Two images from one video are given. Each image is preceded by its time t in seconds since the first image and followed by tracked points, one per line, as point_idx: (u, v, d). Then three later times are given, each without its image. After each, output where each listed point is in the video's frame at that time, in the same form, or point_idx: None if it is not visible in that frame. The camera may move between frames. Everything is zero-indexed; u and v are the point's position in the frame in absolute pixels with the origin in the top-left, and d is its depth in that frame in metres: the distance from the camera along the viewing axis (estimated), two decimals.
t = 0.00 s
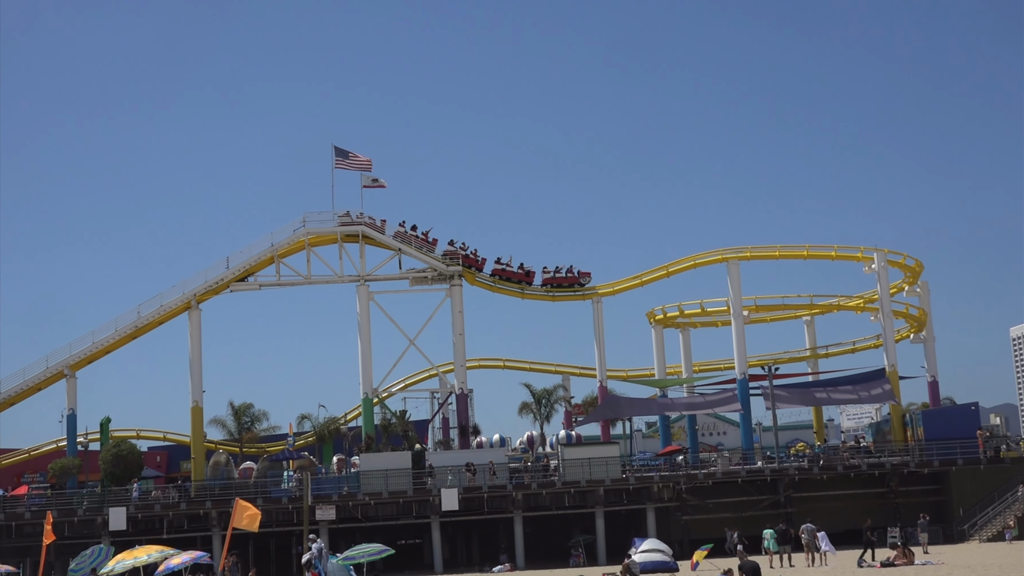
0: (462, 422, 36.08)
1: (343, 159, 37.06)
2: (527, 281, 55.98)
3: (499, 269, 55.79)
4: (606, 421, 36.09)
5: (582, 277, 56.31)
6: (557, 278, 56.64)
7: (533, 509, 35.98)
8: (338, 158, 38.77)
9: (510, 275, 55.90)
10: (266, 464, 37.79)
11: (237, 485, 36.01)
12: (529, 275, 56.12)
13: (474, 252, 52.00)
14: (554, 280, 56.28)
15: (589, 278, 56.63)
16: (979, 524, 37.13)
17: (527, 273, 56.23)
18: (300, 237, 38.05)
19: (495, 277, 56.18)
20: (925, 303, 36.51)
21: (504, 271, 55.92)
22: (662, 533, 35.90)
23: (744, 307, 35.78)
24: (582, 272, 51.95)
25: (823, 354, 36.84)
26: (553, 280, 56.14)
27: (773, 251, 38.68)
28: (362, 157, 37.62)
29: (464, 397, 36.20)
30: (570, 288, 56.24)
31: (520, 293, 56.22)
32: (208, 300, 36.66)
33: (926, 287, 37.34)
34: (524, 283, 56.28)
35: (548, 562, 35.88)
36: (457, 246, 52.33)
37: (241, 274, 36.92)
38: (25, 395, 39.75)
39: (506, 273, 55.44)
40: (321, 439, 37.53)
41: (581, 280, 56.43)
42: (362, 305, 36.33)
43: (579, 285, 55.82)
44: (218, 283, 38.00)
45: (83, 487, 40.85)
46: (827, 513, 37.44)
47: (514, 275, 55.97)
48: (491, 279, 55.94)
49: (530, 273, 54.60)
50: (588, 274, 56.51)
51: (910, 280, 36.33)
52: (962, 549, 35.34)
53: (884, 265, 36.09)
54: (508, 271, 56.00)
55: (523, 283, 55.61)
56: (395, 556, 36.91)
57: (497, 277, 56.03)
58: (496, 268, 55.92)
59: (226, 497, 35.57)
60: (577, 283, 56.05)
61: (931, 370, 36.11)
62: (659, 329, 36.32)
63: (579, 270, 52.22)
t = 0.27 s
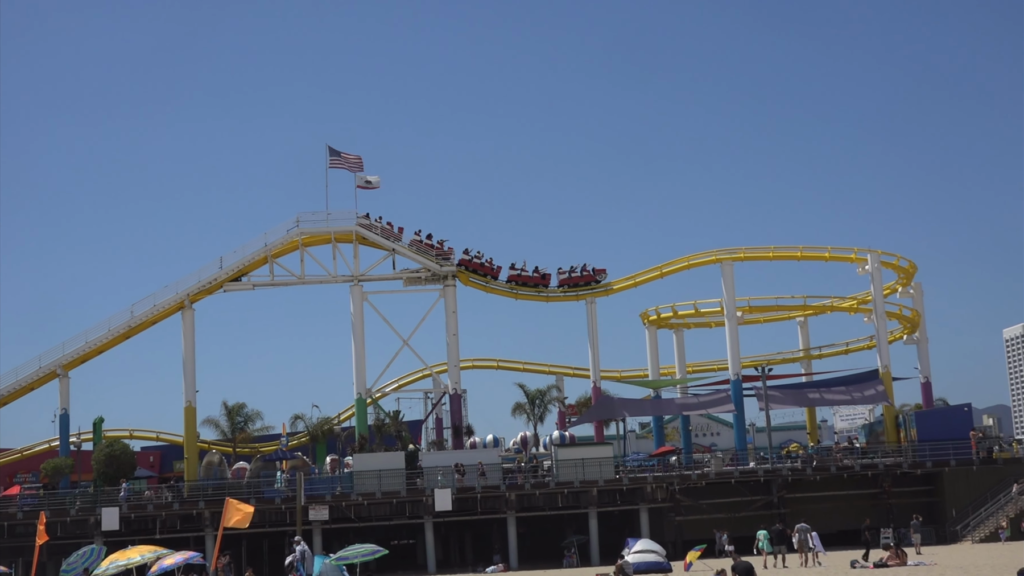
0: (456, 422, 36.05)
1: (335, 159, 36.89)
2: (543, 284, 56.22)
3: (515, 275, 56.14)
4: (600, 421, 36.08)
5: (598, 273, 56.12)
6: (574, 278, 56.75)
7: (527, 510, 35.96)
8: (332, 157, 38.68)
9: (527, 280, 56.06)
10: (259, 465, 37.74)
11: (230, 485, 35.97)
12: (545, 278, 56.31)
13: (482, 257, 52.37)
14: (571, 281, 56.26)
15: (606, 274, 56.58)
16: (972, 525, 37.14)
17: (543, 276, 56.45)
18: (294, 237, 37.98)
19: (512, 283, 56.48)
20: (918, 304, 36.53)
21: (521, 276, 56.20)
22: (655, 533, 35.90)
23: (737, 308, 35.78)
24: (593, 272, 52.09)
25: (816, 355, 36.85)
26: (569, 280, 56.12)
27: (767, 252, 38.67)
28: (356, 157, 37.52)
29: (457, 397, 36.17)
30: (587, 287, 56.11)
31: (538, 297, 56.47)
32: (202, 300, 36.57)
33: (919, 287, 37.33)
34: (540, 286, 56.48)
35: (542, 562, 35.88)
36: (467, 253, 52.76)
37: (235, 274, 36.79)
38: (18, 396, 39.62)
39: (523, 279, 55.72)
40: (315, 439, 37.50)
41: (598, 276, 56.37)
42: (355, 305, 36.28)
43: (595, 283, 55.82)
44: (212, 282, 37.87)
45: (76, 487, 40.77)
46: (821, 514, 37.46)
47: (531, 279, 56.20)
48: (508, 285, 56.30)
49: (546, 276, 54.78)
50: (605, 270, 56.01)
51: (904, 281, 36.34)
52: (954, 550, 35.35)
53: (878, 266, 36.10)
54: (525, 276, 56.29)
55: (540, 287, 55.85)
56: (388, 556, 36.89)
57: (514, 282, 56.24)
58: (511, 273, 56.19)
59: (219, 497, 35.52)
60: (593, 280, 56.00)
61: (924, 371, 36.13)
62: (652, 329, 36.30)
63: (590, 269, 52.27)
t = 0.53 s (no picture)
0: (433, 423, 36.05)
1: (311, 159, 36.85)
2: (549, 285, 56.45)
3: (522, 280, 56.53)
4: (576, 422, 36.12)
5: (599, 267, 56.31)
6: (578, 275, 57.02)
7: (503, 510, 36.01)
8: (309, 157, 38.52)
9: (533, 282, 56.33)
10: (235, 466, 37.63)
11: (206, 486, 35.87)
12: (551, 279, 56.62)
13: (482, 262, 52.34)
14: (576, 277, 56.61)
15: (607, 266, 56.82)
16: (946, 525, 37.42)
17: (549, 277, 56.83)
18: (270, 237, 37.83)
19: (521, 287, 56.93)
20: (893, 305, 36.74)
21: (527, 279, 56.63)
22: (631, 534, 35.99)
23: (714, 308, 35.89)
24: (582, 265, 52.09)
25: (792, 355, 36.99)
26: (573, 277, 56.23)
27: (743, 253, 38.79)
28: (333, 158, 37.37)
29: (434, 398, 36.16)
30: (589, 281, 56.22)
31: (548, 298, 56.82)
32: (177, 300, 36.38)
33: (894, 288, 37.51)
34: (547, 287, 56.91)
35: (518, 563, 35.92)
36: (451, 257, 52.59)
37: (210, 275, 36.70)
38: None
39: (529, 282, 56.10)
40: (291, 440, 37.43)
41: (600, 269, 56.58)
42: (332, 306, 36.19)
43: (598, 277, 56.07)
44: (188, 283, 37.70)
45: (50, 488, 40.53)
46: (797, 514, 37.62)
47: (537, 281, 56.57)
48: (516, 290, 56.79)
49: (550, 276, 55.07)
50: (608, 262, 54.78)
51: (879, 283, 36.52)
52: (927, 549, 35.55)
53: (853, 267, 36.28)
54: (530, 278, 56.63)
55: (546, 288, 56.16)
56: (364, 557, 36.88)
57: (522, 286, 56.54)
58: (518, 278, 56.50)
59: (195, 498, 35.41)
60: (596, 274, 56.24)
61: (899, 371, 36.33)
62: (629, 330, 36.35)
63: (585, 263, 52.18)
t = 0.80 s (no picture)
0: (409, 422, 36.01)
1: (289, 156, 36.81)
2: (557, 279, 56.76)
3: (526, 279, 56.94)
4: (553, 422, 36.13)
5: (602, 258, 56.31)
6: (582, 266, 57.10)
7: (478, 510, 36.01)
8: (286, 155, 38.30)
9: (539, 280, 56.62)
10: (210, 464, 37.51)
11: (180, 484, 35.74)
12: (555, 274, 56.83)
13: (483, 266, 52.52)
14: (581, 270, 56.77)
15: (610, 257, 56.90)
16: (920, 527, 37.70)
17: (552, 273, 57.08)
18: (248, 235, 37.68)
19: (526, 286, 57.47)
20: (869, 307, 36.89)
21: (531, 278, 57.10)
22: (606, 534, 36.02)
23: (690, 309, 35.95)
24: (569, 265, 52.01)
25: (768, 356, 37.08)
26: (576, 270, 56.28)
27: (721, 255, 38.86)
28: (310, 155, 37.16)
29: (411, 397, 36.12)
30: (594, 273, 56.09)
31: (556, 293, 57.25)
32: (153, 298, 36.20)
33: (870, 291, 37.62)
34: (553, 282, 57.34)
35: (493, 563, 35.91)
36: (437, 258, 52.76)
37: (186, 272, 36.55)
38: None
39: (533, 280, 56.39)
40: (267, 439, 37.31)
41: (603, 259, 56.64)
42: (308, 305, 36.09)
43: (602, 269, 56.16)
44: (163, 280, 37.52)
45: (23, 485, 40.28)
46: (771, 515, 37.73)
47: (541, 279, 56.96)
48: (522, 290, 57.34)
49: (551, 273, 55.24)
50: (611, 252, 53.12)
51: (855, 284, 36.65)
52: (900, 551, 35.76)
53: (830, 269, 36.41)
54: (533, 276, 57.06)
55: (552, 284, 56.44)
56: (339, 556, 36.83)
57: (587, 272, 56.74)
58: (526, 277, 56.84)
59: (169, 497, 35.28)
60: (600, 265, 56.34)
61: (874, 373, 36.48)
62: (606, 331, 36.38)
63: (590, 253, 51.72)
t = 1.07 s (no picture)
0: (381, 422, 35.95)
1: (262, 155, 36.90)
2: (553, 274, 57.82)
3: (525, 275, 58.24)
4: (525, 421, 36.15)
5: (602, 248, 56.59)
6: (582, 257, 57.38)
7: (450, 509, 36.00)
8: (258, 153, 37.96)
9: (536, 274, 58.13)
10: (181, 464, 37.41)
11: (151, 484, 35.60)
12: (554, 268, 57.79)
13: (483, 270, 53.35)
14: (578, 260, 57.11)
15: (610, 249, 57.23)
16: (890, 526, 38.12)
17: (551, 266, 58.05)
18: (220, 234, 37.57)
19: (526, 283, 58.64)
20: (840, 307, 37.09)
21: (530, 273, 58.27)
22: (579, 534, 36.08)
23: (663, 309, 36.06)
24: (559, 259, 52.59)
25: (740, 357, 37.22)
26: (575, 262, 56.84)
27: (694, 255, 39.01)
28: (282, 154, 36.89)
29: (382, 397, 36.07)
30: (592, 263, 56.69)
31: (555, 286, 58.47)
32: (124, 296, 36.06)
33: (841, 291, 37.92)
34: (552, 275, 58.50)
35: (466, 562, 35.93)
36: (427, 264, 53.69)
37: (158, 271, 36.45)
38: None
39: (531, 275, 57.68)
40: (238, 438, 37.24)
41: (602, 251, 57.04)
42: (280, 304, 36.04)
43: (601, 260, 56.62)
44: (133, 279, 37.37)
45: None
46: (743, 515, 37.91)
47: (541, 273, 58.13)
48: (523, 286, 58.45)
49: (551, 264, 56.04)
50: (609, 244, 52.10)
51: (826, 285, 36.83)
52: (872, 549, 36.03)
53: (801, 270, 36.61)
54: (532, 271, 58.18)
55: (552, 276, 57.72)
56: (311, 556, 36.80)
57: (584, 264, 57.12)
58: (523, 274, 58.11)
59: (139, 497, 35.14)
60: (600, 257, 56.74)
61: (846, 373, 36.69)
62: (579, 331, 36.50)
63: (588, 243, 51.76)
